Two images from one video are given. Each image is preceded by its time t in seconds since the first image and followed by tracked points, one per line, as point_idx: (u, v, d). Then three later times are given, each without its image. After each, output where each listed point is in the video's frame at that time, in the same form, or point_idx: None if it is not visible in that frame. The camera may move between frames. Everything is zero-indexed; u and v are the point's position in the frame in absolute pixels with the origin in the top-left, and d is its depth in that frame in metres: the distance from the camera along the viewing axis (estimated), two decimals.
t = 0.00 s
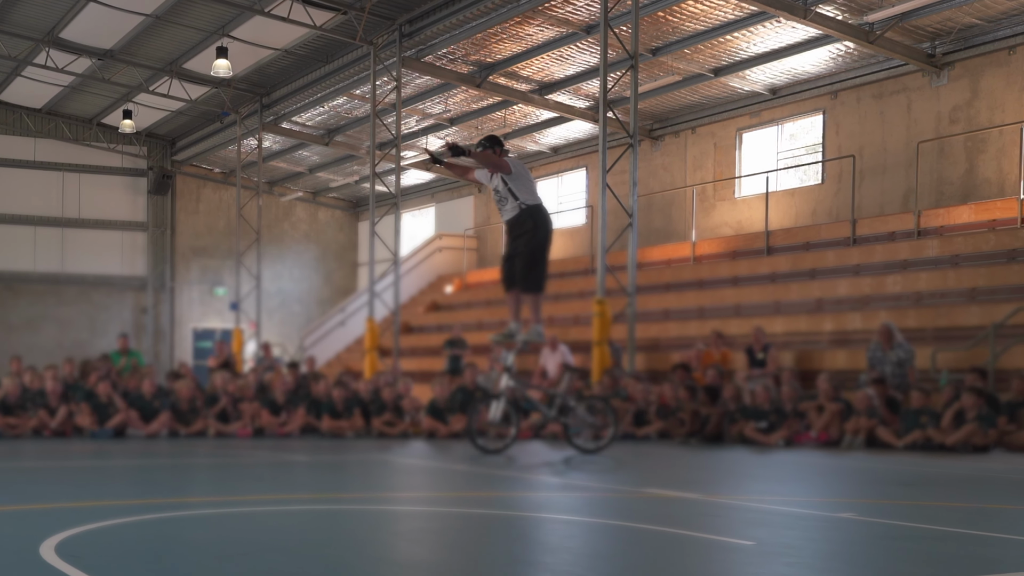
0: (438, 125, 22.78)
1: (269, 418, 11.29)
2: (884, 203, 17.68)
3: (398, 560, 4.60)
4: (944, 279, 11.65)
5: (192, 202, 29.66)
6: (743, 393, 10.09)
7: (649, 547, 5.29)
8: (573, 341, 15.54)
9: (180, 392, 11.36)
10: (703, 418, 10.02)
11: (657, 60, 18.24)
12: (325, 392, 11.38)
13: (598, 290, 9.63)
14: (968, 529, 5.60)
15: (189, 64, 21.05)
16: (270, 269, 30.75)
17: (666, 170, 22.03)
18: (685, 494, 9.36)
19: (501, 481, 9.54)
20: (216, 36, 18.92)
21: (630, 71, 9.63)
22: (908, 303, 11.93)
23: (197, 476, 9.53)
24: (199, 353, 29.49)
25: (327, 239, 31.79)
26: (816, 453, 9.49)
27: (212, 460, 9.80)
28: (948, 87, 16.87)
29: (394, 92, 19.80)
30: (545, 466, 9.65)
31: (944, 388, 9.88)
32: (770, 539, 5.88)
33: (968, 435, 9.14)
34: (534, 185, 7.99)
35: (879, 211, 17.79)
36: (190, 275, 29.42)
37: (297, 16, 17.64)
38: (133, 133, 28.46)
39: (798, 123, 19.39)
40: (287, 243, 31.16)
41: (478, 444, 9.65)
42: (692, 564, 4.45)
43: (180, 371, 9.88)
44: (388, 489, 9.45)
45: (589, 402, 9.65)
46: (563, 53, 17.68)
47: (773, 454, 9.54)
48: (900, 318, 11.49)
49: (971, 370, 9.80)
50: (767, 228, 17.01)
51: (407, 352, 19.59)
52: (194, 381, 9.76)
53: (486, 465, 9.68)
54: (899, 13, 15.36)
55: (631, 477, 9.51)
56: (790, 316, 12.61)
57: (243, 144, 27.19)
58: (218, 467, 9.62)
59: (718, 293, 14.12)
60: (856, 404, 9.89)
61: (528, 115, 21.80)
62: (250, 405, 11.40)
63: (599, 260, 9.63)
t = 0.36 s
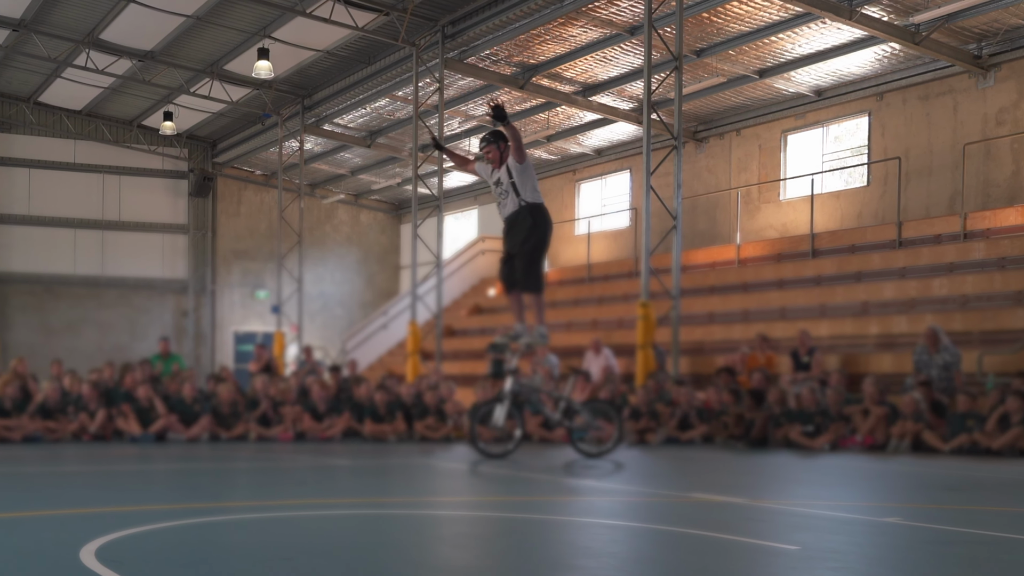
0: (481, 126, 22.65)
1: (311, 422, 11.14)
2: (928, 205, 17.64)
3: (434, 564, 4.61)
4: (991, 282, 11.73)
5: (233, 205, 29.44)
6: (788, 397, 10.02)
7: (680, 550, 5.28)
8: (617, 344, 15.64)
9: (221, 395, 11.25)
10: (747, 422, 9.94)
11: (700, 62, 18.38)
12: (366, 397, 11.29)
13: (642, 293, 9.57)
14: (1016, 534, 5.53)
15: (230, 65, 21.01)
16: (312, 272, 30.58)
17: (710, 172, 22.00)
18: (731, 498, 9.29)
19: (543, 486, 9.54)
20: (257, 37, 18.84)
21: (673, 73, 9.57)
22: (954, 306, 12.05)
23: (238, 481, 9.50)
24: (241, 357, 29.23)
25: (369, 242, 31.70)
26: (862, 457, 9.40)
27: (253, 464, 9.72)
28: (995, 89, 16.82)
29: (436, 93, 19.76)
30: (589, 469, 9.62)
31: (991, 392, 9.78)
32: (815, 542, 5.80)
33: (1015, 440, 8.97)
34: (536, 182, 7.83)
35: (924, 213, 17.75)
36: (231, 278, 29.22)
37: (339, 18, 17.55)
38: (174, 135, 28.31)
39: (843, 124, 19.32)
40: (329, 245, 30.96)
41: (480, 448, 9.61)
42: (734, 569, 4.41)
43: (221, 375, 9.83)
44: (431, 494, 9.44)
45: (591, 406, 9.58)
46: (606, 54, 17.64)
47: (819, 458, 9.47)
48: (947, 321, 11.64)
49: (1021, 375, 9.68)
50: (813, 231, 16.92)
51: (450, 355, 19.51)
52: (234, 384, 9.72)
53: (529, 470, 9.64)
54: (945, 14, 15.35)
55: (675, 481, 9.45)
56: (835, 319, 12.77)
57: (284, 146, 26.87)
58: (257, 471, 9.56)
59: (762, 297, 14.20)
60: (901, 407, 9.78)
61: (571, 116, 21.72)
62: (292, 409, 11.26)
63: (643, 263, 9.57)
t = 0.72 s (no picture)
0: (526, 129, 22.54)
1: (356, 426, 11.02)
2: (979, 208, 17.64)
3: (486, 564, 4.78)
4: None
5: (278, 207, 29.40)
6: (837, 401, 9.95)
7: (715, 552, 5.35)
8: (664, 347, 15.68)
9: (264, 399, 11.07)
10: (796, 425, 9.89)
11: (749, 62, 18.20)
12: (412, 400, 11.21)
13: (689, 297, 9.48)
14: None
15: (274, 67, 20.87)
16: (357, 275, 30.57)
17: (758, 174, 22.01)
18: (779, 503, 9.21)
19: (586, 490, 9.43)
20: (301, 39, 18.79)
21: (721, 74, 9.49)
22: (1004, 309, 12.08)
23: (282, 486, 9.43)
24: (285, 360, 29.25)
25: (414, 245, 31.60)
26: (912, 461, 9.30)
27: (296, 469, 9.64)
28: None
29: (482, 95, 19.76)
30: (635, 474, 9.51)
31: None
32: (862, 546, 5.64)
33: None
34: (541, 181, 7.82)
35: (973, 215, 17.77)
36: (276, 281, 29.18)
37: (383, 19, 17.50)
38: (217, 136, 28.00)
39: (891, 127, 19.38)
40: (374, 248, 30.94)
41: (484, 453, 9.54)
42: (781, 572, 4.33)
43: (265, 379, 9.74)
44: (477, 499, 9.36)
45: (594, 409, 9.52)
46: (653, 55, 17.59)
47: (868, 462, 9.39)
48: (997, 325, 11.86)
49: None
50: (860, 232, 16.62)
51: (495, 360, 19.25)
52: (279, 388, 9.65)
53: (576, 474, 9.54)
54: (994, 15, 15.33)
55: (722, 486, 9.37)
56: (883, 323, 12.95)
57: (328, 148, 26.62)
58: (300, 475, 9.49)
59: (810, 300, 14.33)
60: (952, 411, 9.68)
61: (618, 118, 21.65)
62: (336, 412, 11.16)
63: (690, 267, 9.50)
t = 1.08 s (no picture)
0: (574, 131, 22.36)
1: (403, 431, 10.96)
2: None
3: (543, 569, 4.66)
4: None
5: (324, 210, 28.82)
6: (887, 405, 9.88)
7: (770, 560, 5.24)
8: (714, 351, 15.69)
9: (310, 404, 11.18)
10: (846, 431, 9.83)
11: (799, 65, 18.19)
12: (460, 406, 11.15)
13: (739, 300, 9.42)
14: None
15: (321, 68, 20.76)
16: (404, 278, 29.68)
17: (808, 177, 21.95)
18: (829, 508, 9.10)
19: (633, 495, 9.35)
20: (347, 40, 18.73)
21: (771, 76, 9.42)
22: None
23: (328, 490, 9.37)
24: (331, 364, 28.69)
25: (462, 248, 30.67)
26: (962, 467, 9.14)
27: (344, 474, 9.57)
28: None
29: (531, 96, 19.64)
30: (684, 480, 9.43)
31: None
32: (915, 552, 5.46)
33: None
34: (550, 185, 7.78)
35: None
36: (322, 284, 28.60)
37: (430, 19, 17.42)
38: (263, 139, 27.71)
39: (942, 129, 19.30)
40: (421, 251, 29.99)
41: (488, 457, 9.44)
42: None
43: (311, 384, 9.68)
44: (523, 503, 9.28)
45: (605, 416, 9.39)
46: (703, 56, 17.54)
47: (920, 467, 9.28)
48: None
49: None
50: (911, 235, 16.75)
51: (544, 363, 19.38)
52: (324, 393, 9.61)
53: (622, 479, 9.45)
54: None
55: (772, 490, 9.28)
56: (935, 326, 12.97)
57: (375, 150, 26.27)
58: (348, 479, 9.43)
59: (861, 303, 14.39)
60: (1005, 415, 9.55)
61: (668, 121, 21.50)
62: (383, 417, 11.10)
63: (740, 270, 9.42)
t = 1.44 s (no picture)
0: (625, 133, 22.43)
1: (453, 436, 10.86)
2: None
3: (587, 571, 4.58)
4: None
5: (373, 212, 28.53)
6: (940, 409, 9.87)
7: (818, 566, 5.12)
8: (765, 355, 15.72)
9: (359, 408, 11.03)
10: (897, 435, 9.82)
11: (851, 67, 18.19)
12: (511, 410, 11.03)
13: (791, 304, 9.37)
14: None
15: (368, 70, 20.67)
16: (452, 282, 28.98)
17: (861, 179, 21.83)
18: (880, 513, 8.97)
19: (686, 501, 9.27)
20: (396, 42, 18.68)
21: (823, 78, 9.36)
22: None
23: (375, 495, 9.27)
24: (381, 368, 28.39)
25: (511, 251, 29.48)
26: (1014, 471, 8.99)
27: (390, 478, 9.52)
28: None
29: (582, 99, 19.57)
30: (736, 485, 9.35)
31: None
32: (969, 560, 5.32)
33: None
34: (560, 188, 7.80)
35: None
36: (370, 288, 28.28)
37: (479, 21, 17.29)
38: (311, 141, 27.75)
39: (997, 131, 19.18)
40: (471, 255, 29.29)
41: (499, 461, 9.35)
42: None
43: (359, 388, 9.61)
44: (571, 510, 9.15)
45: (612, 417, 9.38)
46: (755, 59, 17.49)
47: (973, 472, 9.17)
48: None
49: None
50: (967, 240, 16.75)
51: (594, 367, 19.35)
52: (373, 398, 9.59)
53: (673, 484, 9.38)
54: None
55: (824, 495, 9.19)
56: (989, 330, 13.03)
57: (424, 152, 25.84)
58: (394, 485, 9.34)
59: (915, 307, 14.53)
60: None
61: (719, 123, 21.48)
62: (433, 422, 11.01)
63: (792, 273, 9.36)
